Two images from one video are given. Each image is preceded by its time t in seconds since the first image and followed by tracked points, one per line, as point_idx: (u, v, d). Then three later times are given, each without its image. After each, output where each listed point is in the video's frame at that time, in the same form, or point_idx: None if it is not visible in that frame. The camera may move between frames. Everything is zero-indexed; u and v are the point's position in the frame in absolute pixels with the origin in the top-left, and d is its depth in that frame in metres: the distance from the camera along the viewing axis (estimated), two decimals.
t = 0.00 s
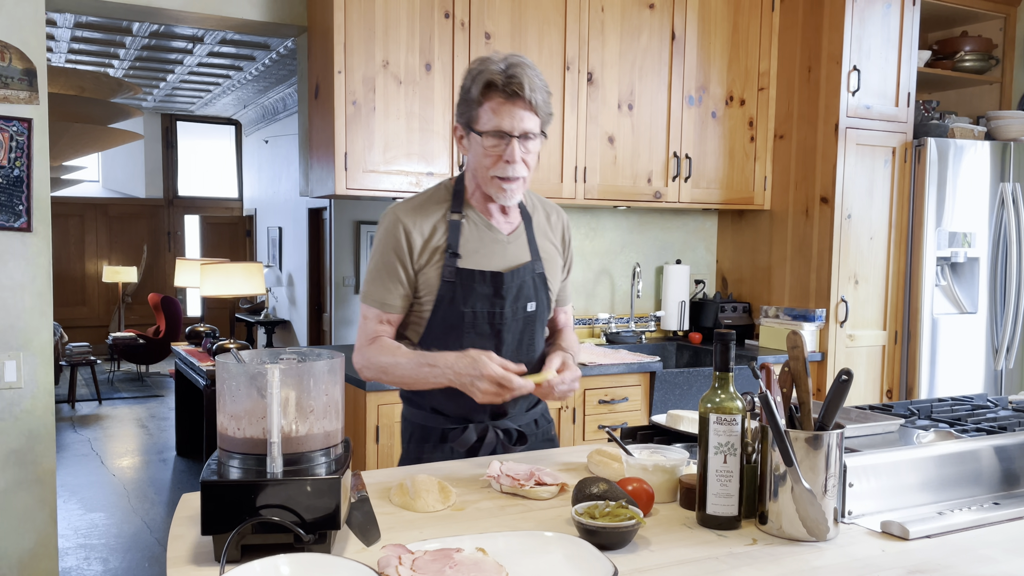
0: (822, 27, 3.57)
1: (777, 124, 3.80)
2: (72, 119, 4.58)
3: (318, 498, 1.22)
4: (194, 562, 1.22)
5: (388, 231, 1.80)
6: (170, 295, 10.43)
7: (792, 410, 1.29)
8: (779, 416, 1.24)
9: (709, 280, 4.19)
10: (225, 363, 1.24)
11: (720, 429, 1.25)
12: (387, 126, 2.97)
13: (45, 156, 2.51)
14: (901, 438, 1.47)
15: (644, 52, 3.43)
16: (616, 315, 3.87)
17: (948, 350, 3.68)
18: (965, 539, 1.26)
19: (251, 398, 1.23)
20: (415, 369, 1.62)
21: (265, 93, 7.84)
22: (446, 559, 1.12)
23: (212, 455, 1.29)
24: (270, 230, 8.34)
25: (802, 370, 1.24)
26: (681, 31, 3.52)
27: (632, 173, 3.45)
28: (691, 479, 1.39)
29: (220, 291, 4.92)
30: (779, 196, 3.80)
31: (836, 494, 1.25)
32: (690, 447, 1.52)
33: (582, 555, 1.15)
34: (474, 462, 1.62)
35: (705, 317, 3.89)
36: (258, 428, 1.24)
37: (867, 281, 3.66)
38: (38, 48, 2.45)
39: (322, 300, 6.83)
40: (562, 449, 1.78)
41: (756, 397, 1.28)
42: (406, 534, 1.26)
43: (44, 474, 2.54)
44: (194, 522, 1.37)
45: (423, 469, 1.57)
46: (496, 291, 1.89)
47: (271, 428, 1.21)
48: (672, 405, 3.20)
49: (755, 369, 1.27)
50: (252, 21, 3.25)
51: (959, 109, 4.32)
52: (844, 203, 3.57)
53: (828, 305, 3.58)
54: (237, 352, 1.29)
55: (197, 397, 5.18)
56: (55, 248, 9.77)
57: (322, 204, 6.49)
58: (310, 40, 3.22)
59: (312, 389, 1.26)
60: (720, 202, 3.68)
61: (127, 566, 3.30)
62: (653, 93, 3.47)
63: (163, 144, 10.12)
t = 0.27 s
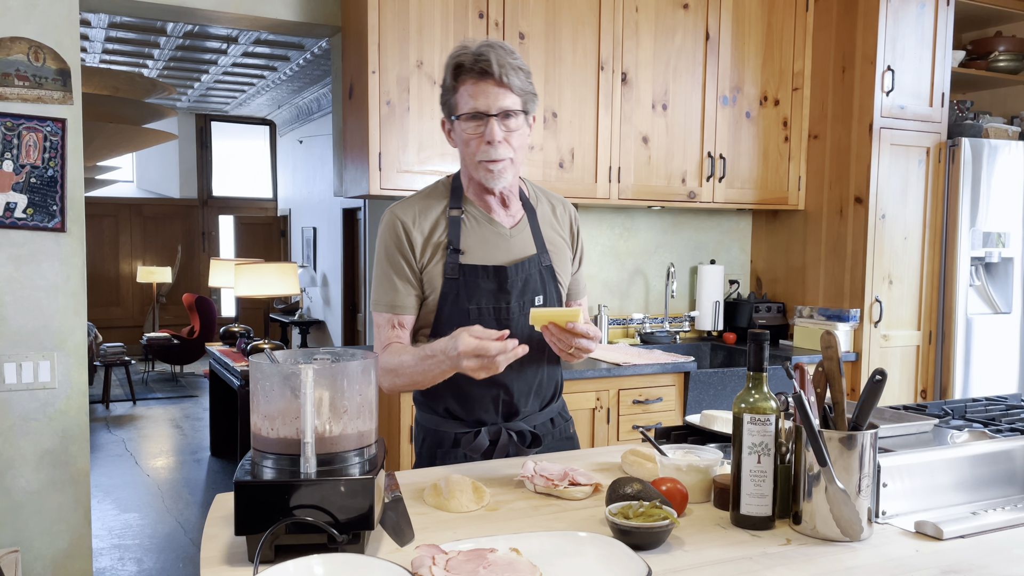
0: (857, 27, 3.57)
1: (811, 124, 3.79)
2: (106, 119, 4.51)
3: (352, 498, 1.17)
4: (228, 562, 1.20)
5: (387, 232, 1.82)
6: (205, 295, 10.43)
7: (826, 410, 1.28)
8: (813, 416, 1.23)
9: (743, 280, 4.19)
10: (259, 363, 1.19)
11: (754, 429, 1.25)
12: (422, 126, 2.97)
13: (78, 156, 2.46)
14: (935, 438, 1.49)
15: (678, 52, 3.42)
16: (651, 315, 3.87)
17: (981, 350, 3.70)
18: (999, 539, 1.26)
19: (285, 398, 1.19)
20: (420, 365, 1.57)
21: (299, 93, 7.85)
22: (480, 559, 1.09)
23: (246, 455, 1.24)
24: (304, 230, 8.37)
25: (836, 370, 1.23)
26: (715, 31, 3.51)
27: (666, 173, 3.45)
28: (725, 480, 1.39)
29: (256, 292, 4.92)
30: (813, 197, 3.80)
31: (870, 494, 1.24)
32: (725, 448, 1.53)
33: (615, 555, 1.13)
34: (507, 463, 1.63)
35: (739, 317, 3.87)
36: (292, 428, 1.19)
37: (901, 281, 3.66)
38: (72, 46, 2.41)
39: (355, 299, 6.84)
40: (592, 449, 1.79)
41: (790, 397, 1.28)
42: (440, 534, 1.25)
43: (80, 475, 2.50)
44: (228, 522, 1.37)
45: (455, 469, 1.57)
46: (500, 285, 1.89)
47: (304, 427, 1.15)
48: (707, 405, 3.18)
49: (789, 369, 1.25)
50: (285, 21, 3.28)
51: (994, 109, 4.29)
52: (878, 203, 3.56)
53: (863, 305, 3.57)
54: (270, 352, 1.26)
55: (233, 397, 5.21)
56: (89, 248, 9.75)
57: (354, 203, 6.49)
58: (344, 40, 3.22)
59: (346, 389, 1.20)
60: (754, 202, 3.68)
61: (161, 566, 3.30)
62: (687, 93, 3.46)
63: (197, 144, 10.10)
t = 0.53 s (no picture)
0: (874, 27, 3.57)
1: (828, 124, 3.80)
2: (124, 118, 4.49)
3: (369, 497, 1.17)
4: (245, 561, 1.20)
5: (392, 233, 1.85)
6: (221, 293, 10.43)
7: (843, 410, 1.28)
8: (830, 416, 1.23)
9: (760, 279, 4.19)
10: (275, 362, 1.18)
11: (771, 428, 1.24)
12: (439, 126, 2.97)
13: (96, 155, 2.40)
14: (952, 438, 1.49)
15: (694, 52, 3.43)
16: (668, 314, 3.88)
17: (999, 350, 3.69)
18: (1016, 539, 1.26)
19: (302, 397, 1.18)
20: (422, 382, 1.59)
21: (316, 93, 7.85)
22: (497, 558, 1.09)
23: (263, 454, 1.24)
24: (321, 230, 8.36)
25: (853, 369, 1.22)
26: (732, 31, 3.50)
27: (683, 172, 3.45)
28: (742, 479, 1.40)
29: (273, 291, 4.92)
30: (830, 196, 3.80)
31: (887, 494, 1.24)
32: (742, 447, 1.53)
33: (633, 554, 1.12)
34: (523, 463, 1.63)
35: (756, 317, 3.88)
36: (309, 427, 1.18)
37: (918, 281, 3.66)
38: (89, 45, 2.36)
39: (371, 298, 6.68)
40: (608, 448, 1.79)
41: (807, 396, 1.27)
42: (457, 533, 1.25)
43: (96, 474, 2.45)
44: (244, 521, 1.37)
45: (472, 469, 1.58)
46: (506, 280, 1.86)
47: (321, 426, 1.15)
48: (724, 405, 3.19)
49: (806, 368, 1.24)
50: (302, 20, 3.28)
51: (1011, 109, 4.28)
52: (895, 203, 3.57)
53: (880, 305, 3.58)
54: (287, 352, 1.26)
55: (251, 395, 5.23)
56: (106, 248, 9.76)
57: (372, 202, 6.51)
58: (362, 39, 3.21)
59: (363, 388, 1.19)
60: (771, 201, 3.67)
61: (178, 566, 3.29)
62: (704, 92, 3.47)
63: (214, 144, 10.07)
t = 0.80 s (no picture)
0: (879, 26, 3.57)
1: (833, 122, 3.79)
2: (129, 117, 4.49)
3: (374, 496, 1.17)
4: (249, 559, 1.21)
5: (398, 229, 1.87)
6: (225, 293, 10.43)
7: (848, 409, 1.29)
8: (835, 415, 1.23)
9: (764, 278, 4.19)
10: (280, 361, 1.19)
11: (775, 427, 1.24)
12: (444, 125, 2.97)
13: (100, 154, 2.40)
14: (957, 436, 1.49)
15: (699, 50, 3.42)
16: (672, 314, 3.88)
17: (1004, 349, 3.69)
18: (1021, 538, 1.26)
19: (307, 396, 1.18)
20: (427, 387, 1.62)
21: (321, 92, 7.85)
22: (502, 557, 1.09)
23: (268, 453, 1.24)
24: (326, 229, 8.36)
25: (858, 368, 1.22)
26: (736, 30, 3.50)
27: (687, 172, 3.45)
28: (746, 477, 1.40)
29: (277, 290, 4.92)
30: (835, 195, 3.80)
31: (892, 493, 1.24)
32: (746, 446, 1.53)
33: (638, 552, 1.12)
34: (527, 462, 1.63)
35: (762, 317, 3.87)
36: (314, 425, 1.19)
37: (923, 280, 3.66)
38: (94, 44, 2.36)
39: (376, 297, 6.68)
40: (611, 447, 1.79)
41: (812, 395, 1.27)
42: (461, 532, 1.26)
43: (101, 473, 2.46)
44: (249, 520, 1.38)
45: (476, 468, 1.58)
46: (509, 278, 1.87)
47: (326, 425, 1.15)
48: (729, 404, 3.19)
49: (810, 367, 1.24)
50: (307, 19, 3.28)
51: (1016, 108, 4.28)
52: (901, 201, 3.56)
53: (885, 305, 3.58)
54: (292, 351, 1.26)
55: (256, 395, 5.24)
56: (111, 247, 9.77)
57: (377, 201, 6.51)
58: (366, 38, 3.21)
59: (368, 387, 1.20)
60: (775, 200, 3.67)
61: (183, 565, 3.29)
62: (709, 91, 3.46)
63: (219, 143, 10.06)
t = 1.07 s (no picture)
0: (879, 26, 3.57)
1: (833, 123, 3.79)
2: (130, 118, 4.49)
3: (375, 496, 1.17)
4: (251, 560, 1.21)
5: (399, 229, 1.87)
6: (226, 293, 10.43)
7: (849, 410, 1.29)
8: (836, 415, 1.23)
9: (766, 279, 4.19)
10: (282, 362, 1.19)
11: (777, 428, 1.24)
12: (445, 125, 2.97)
13: (101, 155, 2.40)
14: (958, 437, 1.49)
15: (700, 51, 3.42)
16: (673, 314, 3.88)
17: (1005, 349, 3.69)
18: (1022, 538, 1.26)
19: (309, 397, 1.18)
20: (436, 381, 1.64)
21: (321, 92, 7.85)
22: (503, 557, 1.09)
23: (269, 453, 1.24)
24: (326, 229, 8.35)
25: (859, 369, 1.22)
26: (737, 30, 3.50)
27: (688, 172, 3.45)
28: (748, 478, 1.40)
29: (278, 290, 4.93)
30: (836, 195, 3.80)
31: (893, 493, 1.24)
32: (747, 446, 1.53)
33: (639, 553, 1.12)
34: (528, 462, 1.63)
35: (762, 317, 3.87)
36: (315, 426, 1.19)
37: (924, 280, 3.66)
38: (95, 45, 2.36)
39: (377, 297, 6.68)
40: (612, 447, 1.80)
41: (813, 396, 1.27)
42: (463, 532, 1.26)
43: (102, 473, 2.46)
44: (250, 520, 1.38)
45: (477, 468, 1.58)
46: (507, 279, 1.87)
47: (328, 426, 1.15)
48: (729, 404, 3.18)
49: (811, 367, 1.24)
50: (307, 20, 3.28)
51: (1016, 108, 4.28)
52: (901, 202, 3.56)
53: (886, 305, 3.58)
54: (294, 351, 1.26)
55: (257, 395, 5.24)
56: (112, 248, 9.77)
57: (377, 201, 6.51)
58: (366, 39, 3.21)
59: (369, 388, 1.20)
60: (777, 201, 3.67)
61: (184, 565, 3.30)
62: (710, 92, 3.46)
63: (220, 144, 10.08)
